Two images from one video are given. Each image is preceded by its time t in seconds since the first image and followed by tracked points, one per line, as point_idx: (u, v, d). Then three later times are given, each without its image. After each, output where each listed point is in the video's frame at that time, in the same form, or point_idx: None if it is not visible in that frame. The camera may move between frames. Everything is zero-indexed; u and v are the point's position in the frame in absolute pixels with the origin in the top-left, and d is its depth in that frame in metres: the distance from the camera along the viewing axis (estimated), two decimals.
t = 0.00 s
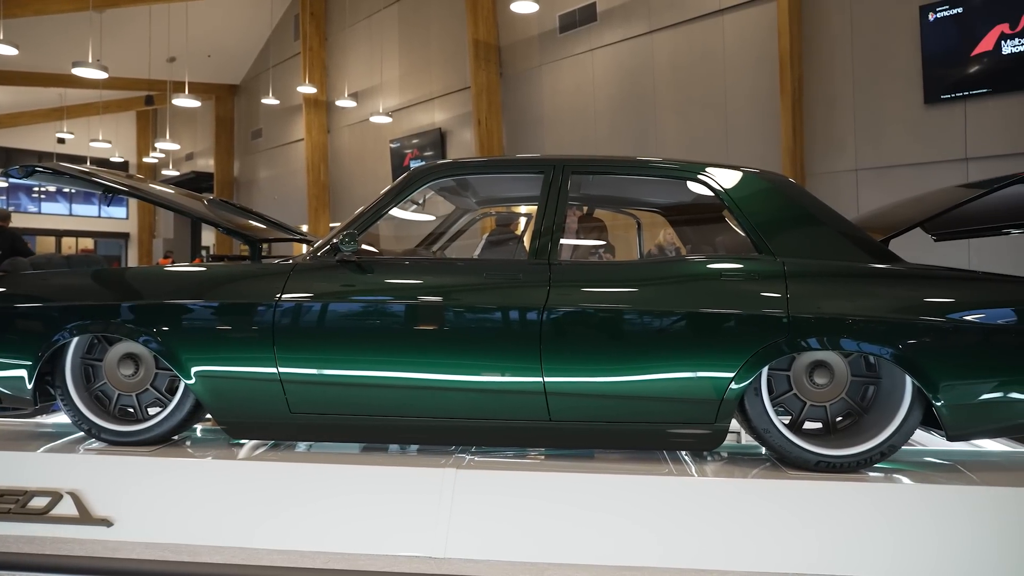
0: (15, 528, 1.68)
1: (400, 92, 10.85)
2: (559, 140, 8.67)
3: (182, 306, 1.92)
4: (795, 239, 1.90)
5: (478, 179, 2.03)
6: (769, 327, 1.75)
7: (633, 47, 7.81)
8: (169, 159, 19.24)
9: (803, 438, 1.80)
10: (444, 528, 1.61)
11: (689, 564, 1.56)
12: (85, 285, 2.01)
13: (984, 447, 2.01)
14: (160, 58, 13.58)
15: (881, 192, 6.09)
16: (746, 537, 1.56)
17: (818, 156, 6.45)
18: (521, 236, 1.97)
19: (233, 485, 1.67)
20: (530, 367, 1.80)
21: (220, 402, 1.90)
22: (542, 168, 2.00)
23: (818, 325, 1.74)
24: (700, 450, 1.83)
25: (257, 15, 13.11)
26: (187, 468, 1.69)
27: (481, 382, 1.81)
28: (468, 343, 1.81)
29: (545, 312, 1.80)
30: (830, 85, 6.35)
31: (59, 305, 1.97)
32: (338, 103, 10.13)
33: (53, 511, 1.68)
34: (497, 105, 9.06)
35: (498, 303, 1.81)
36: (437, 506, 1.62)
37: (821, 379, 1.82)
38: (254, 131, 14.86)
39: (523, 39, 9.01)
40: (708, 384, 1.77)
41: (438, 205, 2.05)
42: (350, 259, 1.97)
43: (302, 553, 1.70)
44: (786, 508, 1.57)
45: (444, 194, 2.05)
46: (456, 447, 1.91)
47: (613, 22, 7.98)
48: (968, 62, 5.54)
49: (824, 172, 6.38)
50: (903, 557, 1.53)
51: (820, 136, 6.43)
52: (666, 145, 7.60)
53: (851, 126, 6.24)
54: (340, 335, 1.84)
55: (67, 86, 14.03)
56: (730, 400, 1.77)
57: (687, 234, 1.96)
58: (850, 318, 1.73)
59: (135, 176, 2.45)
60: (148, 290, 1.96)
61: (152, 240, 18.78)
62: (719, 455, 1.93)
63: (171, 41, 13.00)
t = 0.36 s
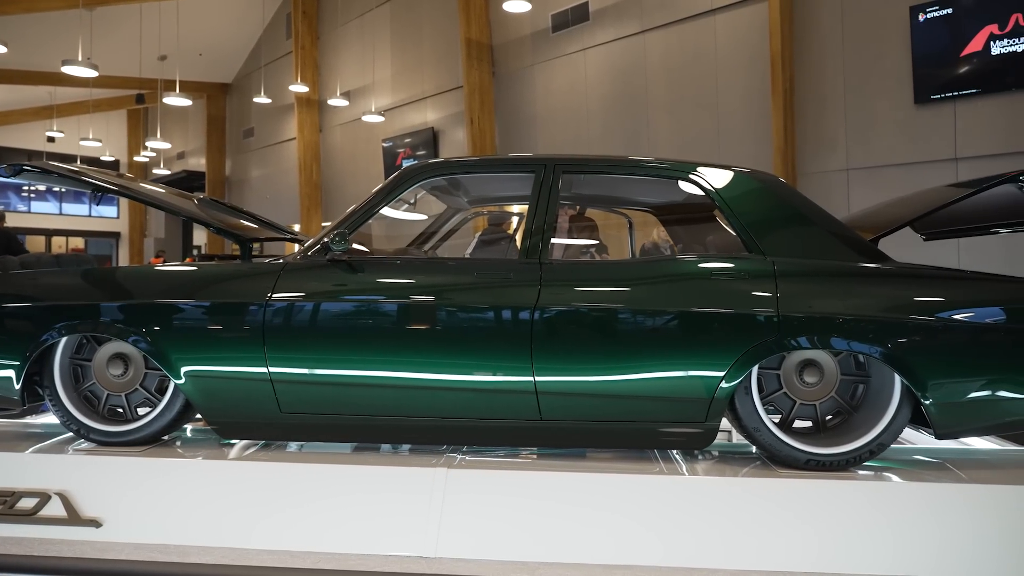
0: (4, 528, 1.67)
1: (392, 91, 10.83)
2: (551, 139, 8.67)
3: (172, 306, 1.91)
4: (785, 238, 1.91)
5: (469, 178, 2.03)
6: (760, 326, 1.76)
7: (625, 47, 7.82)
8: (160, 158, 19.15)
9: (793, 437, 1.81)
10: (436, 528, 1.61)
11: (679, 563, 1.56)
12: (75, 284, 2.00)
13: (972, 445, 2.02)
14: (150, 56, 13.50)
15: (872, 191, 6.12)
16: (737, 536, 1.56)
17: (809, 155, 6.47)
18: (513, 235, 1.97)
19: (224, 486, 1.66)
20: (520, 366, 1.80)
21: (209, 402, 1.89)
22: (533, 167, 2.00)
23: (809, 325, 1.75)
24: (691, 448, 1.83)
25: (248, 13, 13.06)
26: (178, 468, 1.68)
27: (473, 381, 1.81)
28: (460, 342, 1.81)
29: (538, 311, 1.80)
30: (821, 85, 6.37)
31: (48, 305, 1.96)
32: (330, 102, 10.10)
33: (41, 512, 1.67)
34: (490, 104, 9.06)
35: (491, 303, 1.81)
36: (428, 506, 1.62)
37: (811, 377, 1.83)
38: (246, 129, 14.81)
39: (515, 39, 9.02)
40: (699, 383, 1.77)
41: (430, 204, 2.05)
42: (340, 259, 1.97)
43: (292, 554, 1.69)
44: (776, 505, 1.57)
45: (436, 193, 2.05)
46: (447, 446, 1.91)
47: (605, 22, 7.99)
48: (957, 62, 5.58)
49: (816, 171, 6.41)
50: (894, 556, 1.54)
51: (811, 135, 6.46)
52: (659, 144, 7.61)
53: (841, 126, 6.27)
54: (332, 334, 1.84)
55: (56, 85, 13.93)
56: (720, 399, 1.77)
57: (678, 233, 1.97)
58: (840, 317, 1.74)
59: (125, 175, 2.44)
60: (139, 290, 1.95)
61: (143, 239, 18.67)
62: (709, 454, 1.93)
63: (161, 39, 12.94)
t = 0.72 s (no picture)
0: None
1: (384, 90, 10.81)
2: (544, 139, 8.67)
3: (161, 305, 1.90)
4: (775, 238, 1.92)
5: (461, 177, 2.03)
6: (751, 326, 1.76)
7: (617, 47, 7.83)
8: (151, 157, 19.04)
9: (783, 435, 1.82)
10: (426, 527, 1.61)
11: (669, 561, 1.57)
12: (64, 283, 1.98)
13: (961, 443, 2.03)
14: (141, 54, 13.42)
15: (863, 191, 6.15)
16: (727, 534, 1.56)
17: (800, 155, 6.49)
18: (505, 234, 1.97)
19: (213, 485, 1.66)
20: (511, 365, 1.80)
21: (199, 402, 1.89)
22: (524, 166, 2.00)
23: (799, 323, 1.75)
24: (682, 447, 1.84)
25: (239, 11, 13.01)
26: (167, 468, 1.67)
27: (464, 380, 1.80)
28: (453, 341, 1.81)
29: (530, 310, 1.80)
30: (812, 85, 6.40)
31: (37, 304, 1.95)
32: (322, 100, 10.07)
33: (28, 513, 1.66)
34: (482, 103, 9.05)
35: (483, 302, 1.81)
36: (418, 505, 1.62)
37: (800, 376, 1.84)
38: (237, 128, 14.75)
39: (507, 38, 9.01)
40: (690, 382, 1.78)
41: (421, 203, 2.05)
42: (330, 258, 1.96)
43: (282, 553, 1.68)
44: (766, 504, 1.58)
45: (427, 192, 2.04)
46: (438, 445, 1.91)
47: (597, 22, 8.00)
48: (948, 63, 5.61)
49: (807, 171, 6.43)
50: (883, 554, 1.54)
51: (802, 135, 6.48)
52: (651, 144, 7.62)
53: (832, 126, 6.30)
54: (324, 333, 1.83)
55: (46, 82, 13.82)
56: (710, 397, 1.78)
57: (668, 232, 1.97)
58: (830, 315, 1.75)
59: (115, 173, 2.43)
60: (129, 289, 1.94)
61: (134, 238, 18.54)
62: (700, 452, 1.94)
63: (152, 37, 12.86)
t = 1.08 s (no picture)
0: None
1: (377, 88, 10.80)
2: (537, 138, 8.68)
3: (151, 304, 1.89)
4: (766, 237, 1.92)
5: (452, 177, 2.03)
6: (742, 325, 1.77)
7: (610, 46, 7.84)
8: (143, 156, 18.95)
9: (773, 433, 1.83)
10: (417, 526, 1.60)
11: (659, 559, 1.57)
12: (54, 282, 1.97)
13: (950, 442, 2.04)
14: (132, 52, 13.35)
15: (855, 190, 6.17)
16: (717, 532, 1.57)
17: (792, 155, 6.51)
18: (497, 233, 1.97)
19: (203, 485, 1.65)
20: (502, 365, 1.80)
21: (189, 401, 1.88)
22: (516, 165, 2.00)
23: (790, 322, 1.76)
24: (673, 446, 1.84)
25: (231, 10, 12.97)
26: (157, 468, 1.66)
27: (455, 379, 1.80)
28: (446, 340, 1.81)
29: (523, 309, 1.80)
30: (804, 85, 6.42)
31: (26, 303, 1.94)
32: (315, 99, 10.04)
33: (16, 513, 1.65)
34: (475, 102, 9.04)
35: (476, 301, 1.81)
36: (409, 504, 1.61)
37: (791, 374, 1.84)
38: (230, 127, 14.70)
39: (500, 37, 9.01)
40: (681, 380, 1.78)
41: (412, 203, 2.05)
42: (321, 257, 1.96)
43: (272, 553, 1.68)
44: (757, 502, 1.58)
45: (418, 191, 2.04)
46: (429, 444, 1.91)
47: (590, 21, 8.01)
48: (938, 63, 5.64)
49: (799, 171, 6.45)
50: (873, 551, 1.55)
51: (794, 135, 6.50)
52: (643, 143, 7.63)
53: (824, 126, 6.32)
54: (316, 332, 1.83)
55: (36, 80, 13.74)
56: (701, 396, 1.78)
57: (660, 231, 1.97)
58: (821, 314, 1.75)
59: (105, 172, 2.42)
60: (119, 288, 1.93)
61: (125, 237, 18.45)
62: (691, 451, 1.94)
63: (144, 35, 12.80)
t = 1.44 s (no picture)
0: None
1: (369, 87, 10.77)
2: (529, 137, 8.68)
3: (141, 303, 1.89)
4: (757, 236, 1.93)
5: (444, 175, 2.03)
6: (733, 323, 1.78)
7: (602, 45, 7.85)
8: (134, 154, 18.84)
9: (763, 431, 1.83)
10: (407, 525, 1.61)
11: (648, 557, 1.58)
12: (43, 281, 1.96)
13: (939, 439, 2.05)
14: (123, 50, 13.26)
15: (846, 190, 6.20)
16: (706, 529, 1.58)
17: (784, 154, 6.53)
18: (489, 232, 1.96)
19: (192, 484, 1.64)
20: (493, 363, 1.80)
21: (179, 400, 1.87)
22: (507, 164, 2.01)
23: (780, 320, 1.77)
24: (664, 444, 1.85)
25: (223, 8, 12.91)
26: (146, 467, 1.66)
27: (447, 378, 1.80)
28: (438, 338, 1.81)
29: (515, 308, 1.80)
30: (795, 84, 6.44)
31: (15, 303, 1.93)
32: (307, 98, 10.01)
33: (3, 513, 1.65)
34: (468, 101, 9.05)
35: (469, 300, 1.81)
36: (400, 503, 1.61)
37: (781, 373, 1.85)
38: (221, 125, 14.64)
39: (493, 35, 9.01)
40: (672, 378, 1.79)
41: (404, 201, 2.03)
42: (312, 255, 1.95)
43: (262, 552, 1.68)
44: (746, 499, 1.59)
45: (410, 190, 2.04)
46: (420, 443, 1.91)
47: (582, 20, 8.01)
48: (928, 63, 5.66)
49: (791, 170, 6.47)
50: (862, 548, 1.56)
51: (785, 134, 6.52)
52: (635, 142, 7.64)
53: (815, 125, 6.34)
54: (308, 331, 1.83)
55: (26, 78, 13.62)
56: (692, 394, 1.79)
57: (652, 230, 1.97)
58: (811, 313, 1.76)
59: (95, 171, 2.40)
60: (109, 286, 1.92)
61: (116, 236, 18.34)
62: (682, 449, 1.95)
63: (135, 33, 12.73)
